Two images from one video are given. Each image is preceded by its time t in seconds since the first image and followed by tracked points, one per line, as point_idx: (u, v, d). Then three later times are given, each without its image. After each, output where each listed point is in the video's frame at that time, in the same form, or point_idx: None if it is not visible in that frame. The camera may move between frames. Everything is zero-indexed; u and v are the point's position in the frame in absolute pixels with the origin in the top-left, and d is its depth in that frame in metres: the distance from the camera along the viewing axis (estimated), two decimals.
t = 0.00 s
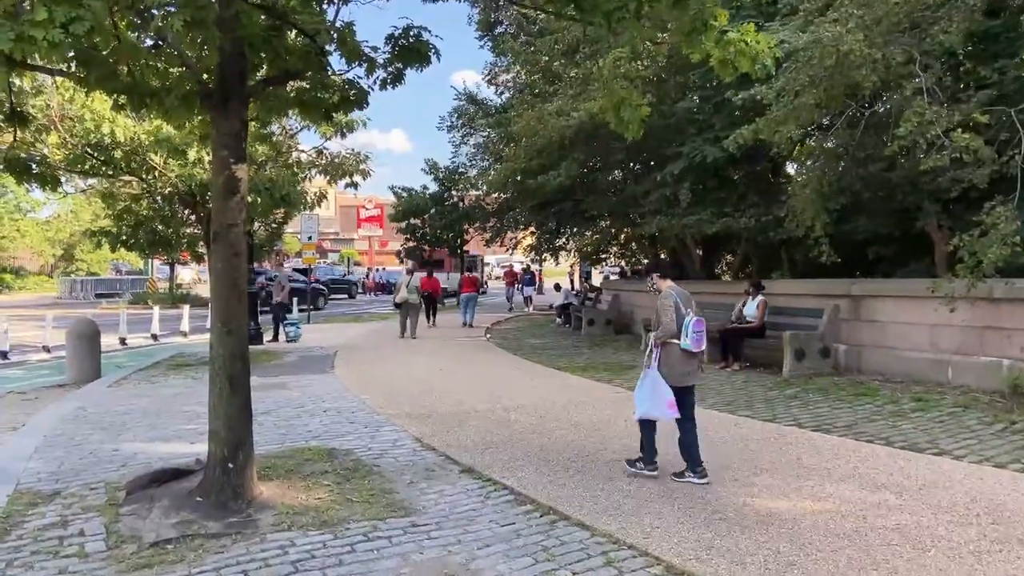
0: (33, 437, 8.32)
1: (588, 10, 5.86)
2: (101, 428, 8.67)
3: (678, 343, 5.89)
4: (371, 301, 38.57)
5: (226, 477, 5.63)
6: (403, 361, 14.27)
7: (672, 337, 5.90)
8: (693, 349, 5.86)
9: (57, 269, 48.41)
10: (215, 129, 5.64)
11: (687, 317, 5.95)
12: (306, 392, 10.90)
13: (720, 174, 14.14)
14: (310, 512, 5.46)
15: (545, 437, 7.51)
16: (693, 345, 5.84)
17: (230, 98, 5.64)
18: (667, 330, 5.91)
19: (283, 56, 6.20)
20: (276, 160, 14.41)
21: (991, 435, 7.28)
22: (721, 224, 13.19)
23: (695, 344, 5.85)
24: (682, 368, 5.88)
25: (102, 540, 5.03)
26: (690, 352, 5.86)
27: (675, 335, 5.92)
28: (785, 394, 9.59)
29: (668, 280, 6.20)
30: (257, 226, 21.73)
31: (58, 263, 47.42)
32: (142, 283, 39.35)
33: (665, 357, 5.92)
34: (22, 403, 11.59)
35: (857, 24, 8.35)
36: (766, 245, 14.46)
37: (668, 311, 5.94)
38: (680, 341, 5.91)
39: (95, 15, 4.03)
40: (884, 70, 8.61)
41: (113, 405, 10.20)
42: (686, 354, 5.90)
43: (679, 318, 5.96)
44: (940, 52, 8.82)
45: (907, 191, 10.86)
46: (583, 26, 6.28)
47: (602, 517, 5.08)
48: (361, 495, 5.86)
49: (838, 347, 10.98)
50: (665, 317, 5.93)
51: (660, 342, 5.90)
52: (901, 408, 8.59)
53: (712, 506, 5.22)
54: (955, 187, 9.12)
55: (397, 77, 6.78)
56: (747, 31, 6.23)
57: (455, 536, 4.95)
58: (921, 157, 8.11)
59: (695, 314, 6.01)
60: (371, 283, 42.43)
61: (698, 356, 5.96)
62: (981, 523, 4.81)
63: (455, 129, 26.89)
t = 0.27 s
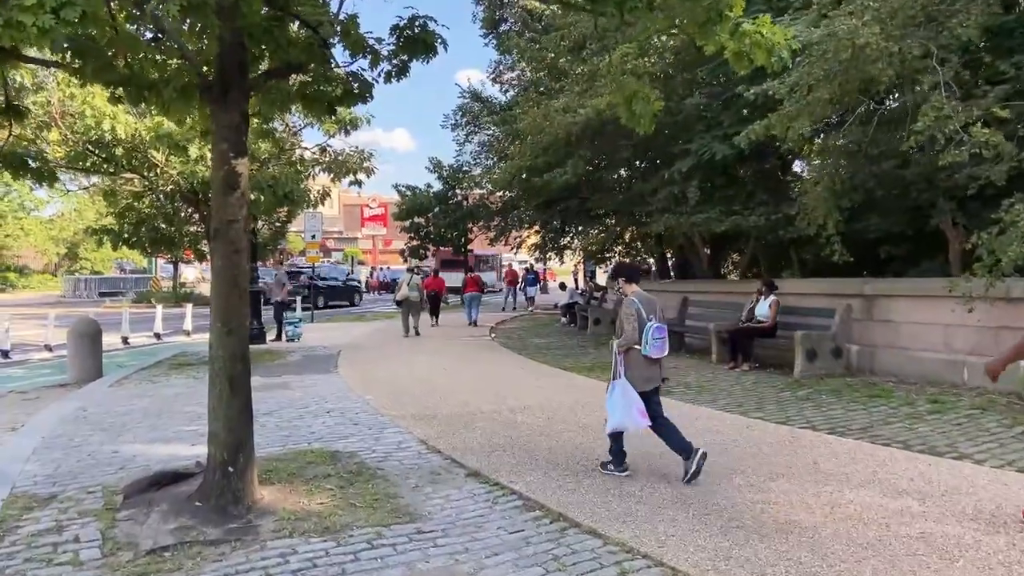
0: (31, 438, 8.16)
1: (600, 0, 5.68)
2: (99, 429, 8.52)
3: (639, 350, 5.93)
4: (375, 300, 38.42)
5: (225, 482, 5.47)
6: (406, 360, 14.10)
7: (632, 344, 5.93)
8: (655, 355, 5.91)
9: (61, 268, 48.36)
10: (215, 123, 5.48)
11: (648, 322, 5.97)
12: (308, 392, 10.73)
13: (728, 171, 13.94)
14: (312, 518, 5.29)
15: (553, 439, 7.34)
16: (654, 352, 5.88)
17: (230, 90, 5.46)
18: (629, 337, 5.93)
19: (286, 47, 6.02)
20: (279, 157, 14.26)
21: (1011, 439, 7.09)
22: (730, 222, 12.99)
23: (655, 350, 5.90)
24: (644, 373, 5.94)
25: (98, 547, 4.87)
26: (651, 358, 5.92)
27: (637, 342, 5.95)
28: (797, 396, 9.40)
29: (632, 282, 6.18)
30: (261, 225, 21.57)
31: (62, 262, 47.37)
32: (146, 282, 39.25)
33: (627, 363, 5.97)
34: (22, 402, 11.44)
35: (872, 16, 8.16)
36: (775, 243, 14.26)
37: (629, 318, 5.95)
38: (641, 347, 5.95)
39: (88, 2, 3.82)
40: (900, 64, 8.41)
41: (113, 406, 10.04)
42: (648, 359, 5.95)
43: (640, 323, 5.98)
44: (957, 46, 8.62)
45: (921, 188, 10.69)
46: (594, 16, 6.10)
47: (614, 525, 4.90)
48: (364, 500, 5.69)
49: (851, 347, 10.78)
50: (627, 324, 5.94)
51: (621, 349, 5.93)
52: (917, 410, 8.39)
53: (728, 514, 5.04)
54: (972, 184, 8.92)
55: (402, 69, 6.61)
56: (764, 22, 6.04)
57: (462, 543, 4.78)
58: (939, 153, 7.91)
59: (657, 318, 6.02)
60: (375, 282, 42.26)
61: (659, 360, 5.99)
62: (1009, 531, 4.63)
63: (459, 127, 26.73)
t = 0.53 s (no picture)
0: (31, 441, 8.01)
1: None
2: (101, 432, 8.35)
3: (611, 343, 6.07)
4: (381, 299, 38.29)
5: (226, 490, 5.28)
6: (412, 361, 13.90)
7: (606, 337, 6.05)
8: (630, 346, 6.01)
9: (69, 266, 48.58)
10: (215, 117, 5.29)
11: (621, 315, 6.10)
12: (314, 394, 10.56)
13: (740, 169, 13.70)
14: (316, 528, 5.09)
15: (564, 443, 7.14)
16: (629, 343, 5.99)
17: (232, 84, 5.27)
18: (601, 331, 6.06)
19: (289, 40, 5.84)
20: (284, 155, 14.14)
21: None
22: (743, 220, 12.75)
23: (630, 342, 5.99)
24: (618, 366, 6.05)
25: (94, 558, 4.69)
26: (626, 350, 6.03)
27: (611, 336, 6.08)
28: (813, 398, 9.18)
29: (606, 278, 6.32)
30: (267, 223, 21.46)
31: (70, 260, 47.54)
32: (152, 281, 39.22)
33: (602, 357, 6.09)
34: (25, 403, 11.32)
35: (893, 9, 7.93)
36: (788, 242, 14.01)
37: (601, 313, 6.08)
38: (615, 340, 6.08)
39: None
40: (921, 58, 8.17)
41: (116, 407, 9.88)
42: (622, 352, 6.06)
43: (613, 317, 6.11)
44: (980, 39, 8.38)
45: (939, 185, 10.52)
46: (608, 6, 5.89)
47: (630, 537, 4.70)
48: (370, 508, 5.50)
49: (867, 349, 10.53)
50: (598, 318, 6.06)
51: (595, 344, 6.05)
52: (939, 413, 8.15)
53: (749, 526, 4.82)
54: (995, 181, 8.67)
55: (409, 61, 6.42)
56: (787, 10, 5.80)
57: (471, 555, 4.59)
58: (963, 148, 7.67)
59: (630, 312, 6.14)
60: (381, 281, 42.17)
61: (635, 352, 6.11)
62: None
63: (466, 125, 26.54)
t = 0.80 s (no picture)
0: (48, 439, 7.93)
1: None
2: (117, 430, 8.24)
3: (598, 347, 6.05)
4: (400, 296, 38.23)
5: (241, 492, 5.12)
6: (432, 359, 13.73)
7: (593, 341, 6.04)
8: (613, 353, 6.03)
9: (92, 263, 49.04)
10: (229, 108, 5.13)
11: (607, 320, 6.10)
12: (332, 392, 10.41)
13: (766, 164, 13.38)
14: (333, 533, 4.91)
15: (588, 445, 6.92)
16: (614, 350, 6.01)
17: (246, 73, 5.11)
18: (590, 334, 6.03)
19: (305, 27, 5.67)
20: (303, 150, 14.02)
21: None
22: (769, 216, 12.44)
23: (615, 348, 6.02)
24: (602, 371, 6.03)
25: (104, 563, 4.54)
26: (610, 356, 6.03)
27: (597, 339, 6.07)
28: (845, 400, 8.87)
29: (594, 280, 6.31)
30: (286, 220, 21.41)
31: (93, 257, 47.96)
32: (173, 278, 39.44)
33: (587, 360, 6.05)
34: (45, 400, 11.29)
35: None
36: (815, 238, 13.67)
37: (592, 314, 6.01)
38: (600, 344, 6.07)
39: None
40: (961, 45, 7.84)
41: (134, 405, 9.78)
42: (606, 357, 6.06)
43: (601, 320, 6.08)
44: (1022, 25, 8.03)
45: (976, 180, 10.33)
46: None
47: (661, 548, 4.46)
48: (388, 512, 5.31)
49: (900, 348, 10.19)
50: (588, 320, 6.01)
51: (582, 345, 6.02)
52: (978, 416, 7.83)
53: (787, 537, 4.57)
54: None
55: (427, 50, 6.23)
56: None
57: (493, 564, 4.38)
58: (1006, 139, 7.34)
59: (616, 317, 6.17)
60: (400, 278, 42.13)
61: (618, 358, 6.12)
62: None
63: (485, 122, 26.35)
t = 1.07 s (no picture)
0: (59, 441, 7.82)
1: None
2: (128, 432, 8.12)
3: (582, 341, 6.04)
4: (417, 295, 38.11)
5: (250, 501, 4.94)
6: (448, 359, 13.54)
7: (576, 335, 6.06)
8: (596, 346, 5.97)
9: (113, 262, 49.38)
10: (236, 103, 4.95)
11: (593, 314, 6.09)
12: (347, 393, 10.25)
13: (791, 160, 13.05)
14: (344, 545, 4.71)
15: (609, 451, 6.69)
16: (596, 343, 5.95)
17: (254, 67, 4.93)
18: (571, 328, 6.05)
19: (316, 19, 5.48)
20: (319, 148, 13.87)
21: None
22: (794, 214, 12.11)
23: (598, 342, 5.96)
24: (587, 364, 6.00)
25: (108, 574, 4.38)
26: (594, 350, 5.98)
27: (581, 334, 6.07)
28: (874, 404, 8.57)
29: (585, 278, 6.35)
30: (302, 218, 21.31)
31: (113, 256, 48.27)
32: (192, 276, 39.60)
33: (572, 355, 6.07)
34: (60, 400, 11.23)
35: None
36: (841, 237, 13.31)
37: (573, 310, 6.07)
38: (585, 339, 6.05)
39: None
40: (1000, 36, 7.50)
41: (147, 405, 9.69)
42: (591, 351, 6.02)
43: (586, 315, 6.10)
44: None
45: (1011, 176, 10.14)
46: None
47: (687, 565, 4.22)
48: (401, 522, 5.10)
49: (931, 351, 9.85)
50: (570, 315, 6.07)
51: (565, 340, 6.05)
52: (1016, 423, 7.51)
53: (821, 554, 4.32)
54: None
55: (442, 43, 6.01)
56: None
57: None
58: None
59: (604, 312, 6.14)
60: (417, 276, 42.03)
61: (605, 352, 6.07)
62: None
63: (503, 119, 26.13)
